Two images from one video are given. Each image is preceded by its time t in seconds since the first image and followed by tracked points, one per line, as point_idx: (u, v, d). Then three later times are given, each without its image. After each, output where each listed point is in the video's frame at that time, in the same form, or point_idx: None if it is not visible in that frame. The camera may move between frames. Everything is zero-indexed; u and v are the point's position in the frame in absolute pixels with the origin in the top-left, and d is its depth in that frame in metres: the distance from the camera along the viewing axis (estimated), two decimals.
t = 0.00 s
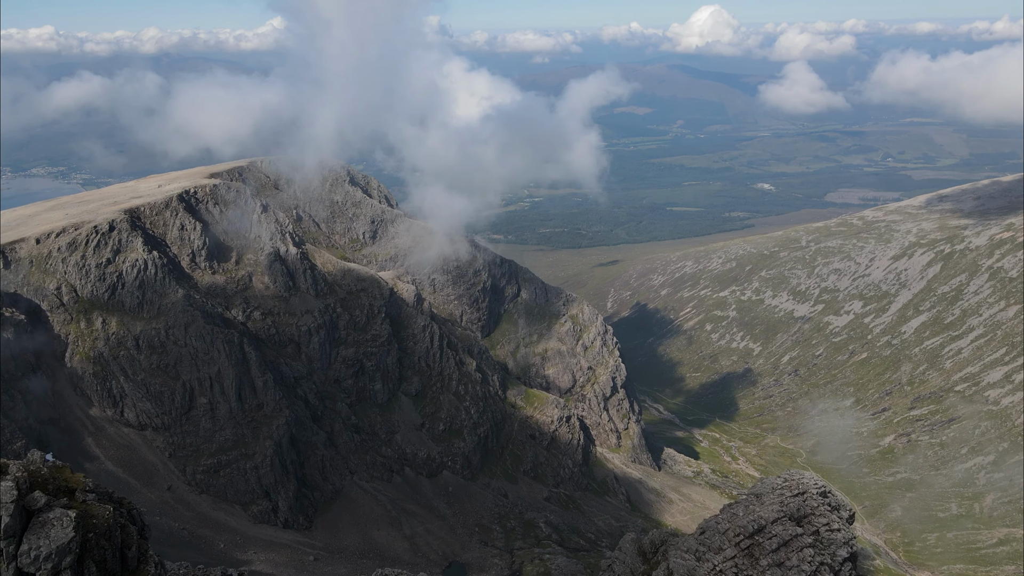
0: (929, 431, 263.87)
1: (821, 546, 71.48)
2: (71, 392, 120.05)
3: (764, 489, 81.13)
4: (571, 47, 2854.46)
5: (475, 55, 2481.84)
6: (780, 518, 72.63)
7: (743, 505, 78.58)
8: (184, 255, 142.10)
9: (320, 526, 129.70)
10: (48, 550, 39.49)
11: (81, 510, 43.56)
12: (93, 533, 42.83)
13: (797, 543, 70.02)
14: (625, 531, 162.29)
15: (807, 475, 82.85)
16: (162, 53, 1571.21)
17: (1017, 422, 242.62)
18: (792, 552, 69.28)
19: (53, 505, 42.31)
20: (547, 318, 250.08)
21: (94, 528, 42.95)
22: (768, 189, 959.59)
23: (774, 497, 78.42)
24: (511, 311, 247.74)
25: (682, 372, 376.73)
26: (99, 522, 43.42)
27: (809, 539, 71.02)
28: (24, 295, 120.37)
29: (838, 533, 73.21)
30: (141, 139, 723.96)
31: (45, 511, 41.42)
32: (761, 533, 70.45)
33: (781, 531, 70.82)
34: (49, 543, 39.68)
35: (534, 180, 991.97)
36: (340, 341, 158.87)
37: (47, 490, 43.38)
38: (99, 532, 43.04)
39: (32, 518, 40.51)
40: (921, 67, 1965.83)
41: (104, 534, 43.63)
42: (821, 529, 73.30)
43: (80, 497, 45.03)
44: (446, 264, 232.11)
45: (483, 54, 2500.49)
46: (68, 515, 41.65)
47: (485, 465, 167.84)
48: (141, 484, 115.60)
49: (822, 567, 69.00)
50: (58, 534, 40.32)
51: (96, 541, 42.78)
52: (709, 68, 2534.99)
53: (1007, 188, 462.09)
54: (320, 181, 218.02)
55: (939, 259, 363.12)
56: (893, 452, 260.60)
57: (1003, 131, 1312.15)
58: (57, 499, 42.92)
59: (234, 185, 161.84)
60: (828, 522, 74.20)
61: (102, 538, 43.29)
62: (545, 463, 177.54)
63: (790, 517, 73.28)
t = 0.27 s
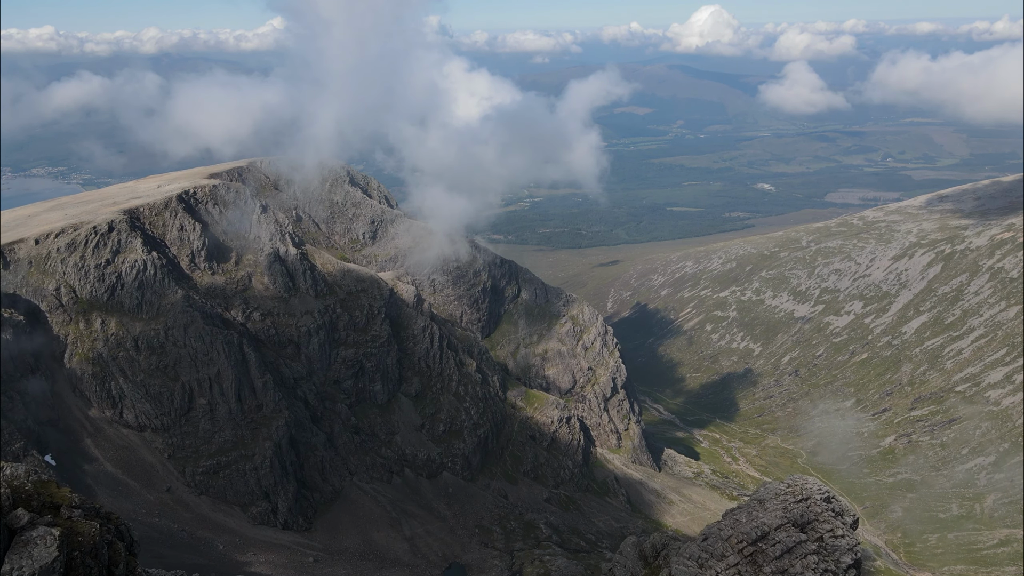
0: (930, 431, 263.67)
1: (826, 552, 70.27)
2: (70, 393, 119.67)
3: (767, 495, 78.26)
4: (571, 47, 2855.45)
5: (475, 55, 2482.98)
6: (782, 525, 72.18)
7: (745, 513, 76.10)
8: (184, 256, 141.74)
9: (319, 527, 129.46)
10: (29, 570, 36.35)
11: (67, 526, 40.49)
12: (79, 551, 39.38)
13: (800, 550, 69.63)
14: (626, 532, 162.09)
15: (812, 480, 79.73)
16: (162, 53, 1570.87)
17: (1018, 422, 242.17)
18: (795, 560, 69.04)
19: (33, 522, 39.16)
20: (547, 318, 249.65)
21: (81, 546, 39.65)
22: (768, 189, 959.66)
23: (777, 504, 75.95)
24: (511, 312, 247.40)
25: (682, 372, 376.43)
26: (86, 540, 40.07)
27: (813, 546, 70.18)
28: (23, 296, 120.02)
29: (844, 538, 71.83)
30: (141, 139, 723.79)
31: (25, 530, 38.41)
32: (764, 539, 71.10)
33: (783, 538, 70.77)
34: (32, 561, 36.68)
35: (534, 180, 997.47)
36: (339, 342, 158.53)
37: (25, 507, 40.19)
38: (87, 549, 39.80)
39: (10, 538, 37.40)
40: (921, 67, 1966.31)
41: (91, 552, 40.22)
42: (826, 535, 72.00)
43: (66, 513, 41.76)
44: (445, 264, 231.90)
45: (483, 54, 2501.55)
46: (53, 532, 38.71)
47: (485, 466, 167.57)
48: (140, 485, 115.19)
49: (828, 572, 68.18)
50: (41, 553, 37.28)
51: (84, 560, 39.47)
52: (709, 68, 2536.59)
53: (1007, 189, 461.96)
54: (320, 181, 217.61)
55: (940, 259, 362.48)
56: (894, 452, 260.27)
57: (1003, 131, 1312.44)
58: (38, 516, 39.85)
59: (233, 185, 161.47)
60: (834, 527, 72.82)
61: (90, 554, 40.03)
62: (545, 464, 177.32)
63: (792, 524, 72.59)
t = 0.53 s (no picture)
0: (930, 432, 263.36)
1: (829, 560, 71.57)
2: (69, 394, 119.20)
3: (771, 501, 80.55)
4: (571, 47, 2855.42)
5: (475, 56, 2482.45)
6: (786, 532, 73.49)
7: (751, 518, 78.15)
8: (183, 257, 141.44)
9: (318, 528, 129.31)
10: None
11: (50, 544, 40.54)
12: (62, 571, 39.25)
13: (804, 556, 70.88)
14: (626, 533, 162.01)
15: (814, 487, 82.12)
16: (162, 53, 1570.55)
17: (1019, 423, 241.83)
18: (799, 566, 70.23)
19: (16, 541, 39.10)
20: (548, 319, 249.21)
21: (65, 565, 39.63)
22: (768, 189, 959.19)
23: (781, 510, 77.57)
24: (511, 312, 247.11)
25: (682, 373, 376.16)
26: (71, 559, 40.05)
27: (816, 553, 71.40)
28: (22, 297, 119.59)
29: (845, 547, 73.30)
30: (141, 139, 723.29)
31: (9, 547, 38.27)
32: (768, 546, 72.23)
33: (787, 545, 72.06)
34: None
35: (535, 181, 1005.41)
36: (339, 343, 158.21)
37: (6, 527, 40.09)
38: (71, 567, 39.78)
39: None
40: (922, 66, 1965.63)
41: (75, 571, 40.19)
42: (829, 543, 73.40)
43: (49, 530, 41.75)
44: (445, 265, 231.67)
45: (484, 54, 2501.30)
46: (36, 550, 38.63)
47: (485, 467, 167.33)
48: (139, 487, 114.80)
49: None
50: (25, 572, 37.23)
51: None
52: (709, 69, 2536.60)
53: (1008, 189, 461.39)
54: (319, 181, 217.03)
55: (941, 260, 361.78)
56: (894, 453, 259.92)
57: (1004, 131, 1312.35)
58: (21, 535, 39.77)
59: (233, 185, 160.97)
60: (836, 535, 74.38)
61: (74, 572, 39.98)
62: (546, 465, 177.17)
63: (796, 531, 73.84)
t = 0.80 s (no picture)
0: (931, 433, 263.02)
1: (833, 566, 70.41)
2: (68, 395, 118.74)
3: (775, 507, 81.16)
4: (572, 48, 2854.55)
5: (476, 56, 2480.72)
6: (789, 538, 72.63)
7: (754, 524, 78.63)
8: (183, 257, 141.15)
9: (318, 529, 129.03)
10: None
11: None
12: None
13: (808, 563, 69.86)
14: (626, 535, 161.86)
15: (818, 492, 82.74)
16: (162, 53, 1569.33)
17: (1020, 423, 241.50)
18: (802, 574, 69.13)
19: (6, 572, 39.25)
20: (548, 320, 248.81)
21: None
22: (768, 189, 959.25)
23: (786, 517, 76.80)
24: (511, 313, 247.04)
25: (682, 373, 376.28)
26: None
27: (821, 560, 70.43)
28: (21, 298, 119.29)
29: (851, 553, 72.32)
30: (141, 140, 722.60)
31: None
32: (771, 553, 71.01)
33: (790, 552, 70.72)
34: None
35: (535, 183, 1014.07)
36: (339, 343, 157.98)
37: None
38: None
39: None
40: (922, 67, 1966.22)
41: None
42: (833, 549, 72.37)
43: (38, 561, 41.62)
44: (445, 265, 231.54)
45: (484, 54, 2500.59)
46: None
47: (485, 468, 167.08)
48: (138, 488, 114.45)
49: None
50: None
51: None
52: (709, 69, 2537.90)
53: (1009, 189, 461.22)
54: (319, 182, 216.68)
55: (941, 260, 361.27)
56: (895, 453, 259.62)
57: (1004, 132, 1312.89)
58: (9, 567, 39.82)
59: (232, 185, 160.70)
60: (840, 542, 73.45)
61: None
62: (546, 466, 176.89)
63: (799, 537, 73.17)
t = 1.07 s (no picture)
0: (932, 433, 262.73)
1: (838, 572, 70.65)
2: (66, 395, 118.13)
3: (777, 514, 81.25)
4: (572, 48, 2853.50)
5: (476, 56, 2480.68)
6: (792, 545, 73.46)
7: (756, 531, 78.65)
8: (182, 258, 140.90)
9: (318, 531, 128.64)
10: None
11: None
12: None
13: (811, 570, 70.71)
14: (626, 536, 161.75)
15: (822, 499, 82.19)
16: (162, 53, 1568.53)
17: (1021, 424, 241.17)
18: None
19: None
20: (548, 320, 248.58)
21: None
22: (768, 189, 959.08)
23: (788, 523, 77.49)
24: (511, 314, 246.75)
25: (683, 373, 376.05)
26: None
27: (824, 566, 70.93)
28: (19, 299, 118.83)
29: (857, 558, 71.74)
30: (141, 140, 722.06)
31: None
32: (772, 560, 72.29)
33: (793, 559, 71.93)
34: None
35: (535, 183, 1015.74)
36: (339, 344, 157.64)
37: None
38: None
39: None
40: (923, 67, 1966.02)
41: None
42: (839, 554, 72.48)
43: None
44: (445, 266, 231.39)
45: (485, 54, 2500.81)
46: None
47: (484, 469, 166.69)
48: (137, 489, 113.85)
49: None
50: None
51: None
52: (710, 69, 2539.12)
53: (1009, 189, 461.02)
54: (319, 182, 216.28)
55: (941, 261, 360.91)
56: (896, 454, 259.35)
57: (1004, 132, 1312.87)
58: None
59: (232, 186, 160.41)
60: (848, 547, 73.30)
61: None
62: (546, 467, 176.58)
63: (802, 544, 73.82)
